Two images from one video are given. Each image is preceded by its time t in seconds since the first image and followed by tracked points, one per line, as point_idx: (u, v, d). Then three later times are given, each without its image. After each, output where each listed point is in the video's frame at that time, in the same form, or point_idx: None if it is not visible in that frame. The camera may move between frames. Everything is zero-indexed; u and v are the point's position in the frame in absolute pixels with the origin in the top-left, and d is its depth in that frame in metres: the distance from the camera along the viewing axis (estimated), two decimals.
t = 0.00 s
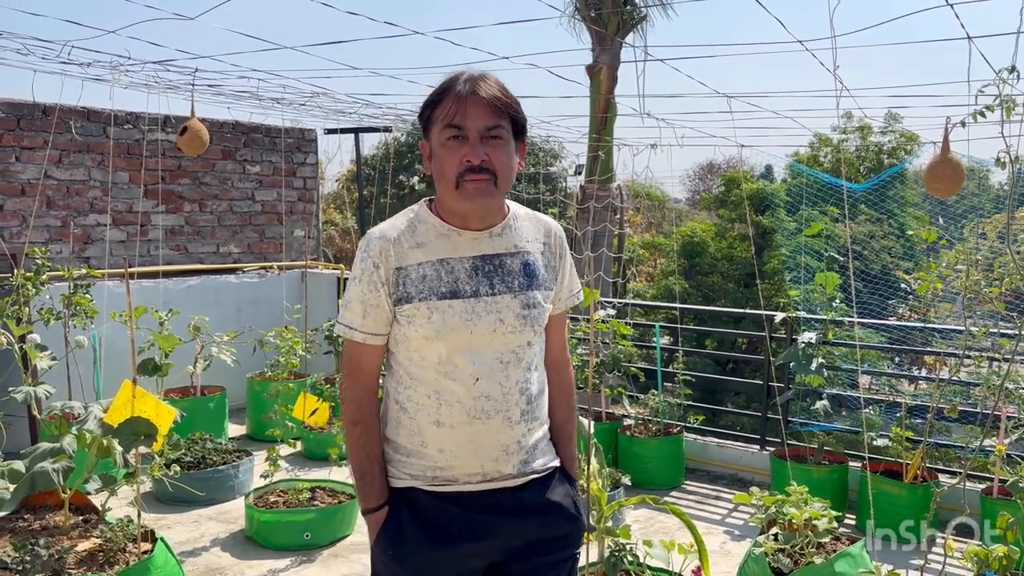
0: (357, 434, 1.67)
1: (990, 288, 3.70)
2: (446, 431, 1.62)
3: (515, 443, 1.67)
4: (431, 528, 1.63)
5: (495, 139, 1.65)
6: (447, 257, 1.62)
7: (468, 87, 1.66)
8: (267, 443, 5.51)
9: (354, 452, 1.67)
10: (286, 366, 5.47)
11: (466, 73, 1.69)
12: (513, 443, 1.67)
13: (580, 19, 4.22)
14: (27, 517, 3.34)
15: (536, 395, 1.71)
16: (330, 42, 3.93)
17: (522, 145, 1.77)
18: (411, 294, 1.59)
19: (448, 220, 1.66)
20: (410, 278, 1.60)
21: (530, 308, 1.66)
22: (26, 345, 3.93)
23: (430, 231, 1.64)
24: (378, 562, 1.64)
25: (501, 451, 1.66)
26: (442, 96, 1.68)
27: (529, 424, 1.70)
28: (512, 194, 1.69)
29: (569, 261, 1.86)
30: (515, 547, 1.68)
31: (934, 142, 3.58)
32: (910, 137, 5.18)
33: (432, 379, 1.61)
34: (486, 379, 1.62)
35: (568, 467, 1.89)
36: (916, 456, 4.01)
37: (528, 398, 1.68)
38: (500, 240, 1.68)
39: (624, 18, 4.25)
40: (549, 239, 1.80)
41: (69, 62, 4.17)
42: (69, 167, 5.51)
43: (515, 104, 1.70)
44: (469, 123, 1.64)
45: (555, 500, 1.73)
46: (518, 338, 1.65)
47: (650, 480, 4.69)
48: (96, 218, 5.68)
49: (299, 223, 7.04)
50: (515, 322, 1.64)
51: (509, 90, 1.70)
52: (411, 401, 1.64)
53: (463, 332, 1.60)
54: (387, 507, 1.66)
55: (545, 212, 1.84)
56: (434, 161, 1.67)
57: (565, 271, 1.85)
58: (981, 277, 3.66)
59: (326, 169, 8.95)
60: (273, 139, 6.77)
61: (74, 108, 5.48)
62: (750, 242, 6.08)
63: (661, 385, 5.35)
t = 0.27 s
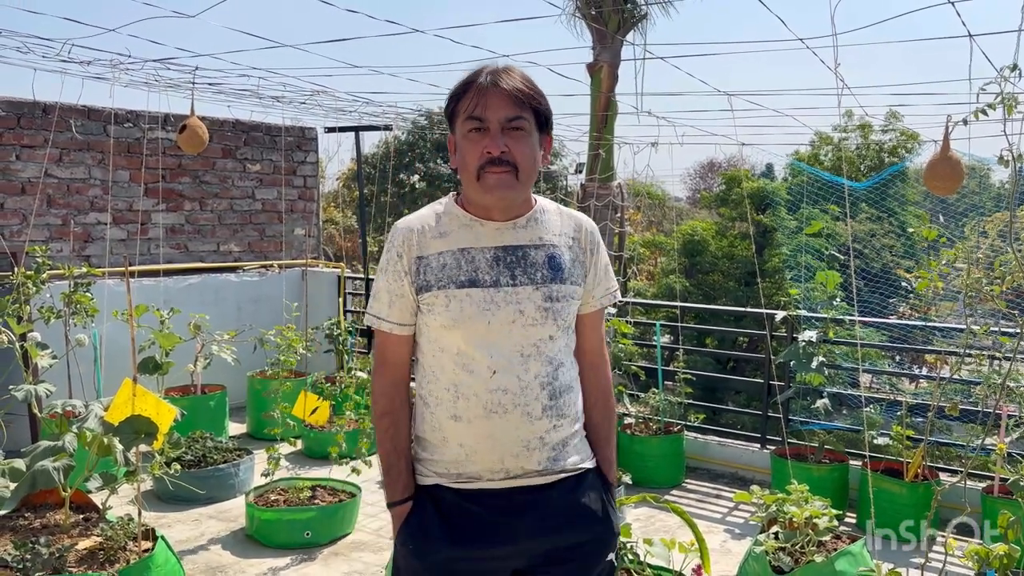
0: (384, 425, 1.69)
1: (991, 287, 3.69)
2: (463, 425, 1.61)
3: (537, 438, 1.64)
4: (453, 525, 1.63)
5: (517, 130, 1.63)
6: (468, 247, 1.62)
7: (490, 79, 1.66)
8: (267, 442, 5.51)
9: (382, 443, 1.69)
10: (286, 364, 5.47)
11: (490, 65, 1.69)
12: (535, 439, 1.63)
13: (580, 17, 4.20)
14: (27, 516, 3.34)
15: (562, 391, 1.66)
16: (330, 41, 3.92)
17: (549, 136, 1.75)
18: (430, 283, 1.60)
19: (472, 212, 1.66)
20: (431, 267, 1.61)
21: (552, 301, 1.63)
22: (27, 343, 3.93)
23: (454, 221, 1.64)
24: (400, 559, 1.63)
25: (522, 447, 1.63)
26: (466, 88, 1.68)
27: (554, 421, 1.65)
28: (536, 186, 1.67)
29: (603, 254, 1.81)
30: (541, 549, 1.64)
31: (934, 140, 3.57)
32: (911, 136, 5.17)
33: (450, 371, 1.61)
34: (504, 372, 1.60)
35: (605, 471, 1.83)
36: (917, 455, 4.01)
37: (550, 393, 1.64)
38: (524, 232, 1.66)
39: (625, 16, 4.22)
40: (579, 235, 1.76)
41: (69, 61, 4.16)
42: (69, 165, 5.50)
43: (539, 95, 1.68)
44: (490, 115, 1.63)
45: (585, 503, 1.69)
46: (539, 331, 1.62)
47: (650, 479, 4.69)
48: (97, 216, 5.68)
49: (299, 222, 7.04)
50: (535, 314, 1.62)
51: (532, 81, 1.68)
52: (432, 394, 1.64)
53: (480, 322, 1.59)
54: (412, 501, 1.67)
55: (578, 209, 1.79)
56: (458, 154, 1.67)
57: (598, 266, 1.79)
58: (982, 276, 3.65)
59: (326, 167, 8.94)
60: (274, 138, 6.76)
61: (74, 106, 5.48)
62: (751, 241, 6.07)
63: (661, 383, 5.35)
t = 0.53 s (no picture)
0: (403, 418, 1.76)
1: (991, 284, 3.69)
2: (470, 421, 1.62)
3: (542, 439, 1.59)
4: (461, 522, 1.63)
5: (521, 128, 1.61)
6: (480, 244, 1.62)
7: (496, 77, 1.65)
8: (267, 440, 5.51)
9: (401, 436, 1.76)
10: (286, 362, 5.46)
11: (499, 63, 1.67)
12: (540, 439, 1.59)
13: (580, 14, 4.20)
14: (27, 514, 3.34)
15: (572, 392, 1.60)
16: (330, 39, 3.92)
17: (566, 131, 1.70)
18: (442, 280, 1.63)
19: (487, 211, 1.67)
20: (444, 264, 1.64)
21: (562, 298, 1.58)
22: (27, 341, 3.93)
23: (469, 219, 1.66)
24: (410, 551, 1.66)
25: (526, 447, 1.59)
26: (474, 89, 1.69)
27: (561, 422, 1.59)
28: (546, 182, 1.64)
29: (630, 252, 1.70)
30: (551, 555, 1.59)
31: (935, 138, 3.57)
32: (911, 134, 5.17)
33: (460, 367, 1.63)
34: (508, 369, 1.58)
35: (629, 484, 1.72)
36: (917, 453, 4.01)
37: (557, 393, 1.58)
38: (537, 229, 1.63)
39: (625, 13, 4.21)
40: (600, 232, 1.67)
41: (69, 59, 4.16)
42: (68, 163, 5.50)
43: (548, 90, 1.65)
44: (494, 113, 1.62)
45: (600, 511, 1.62)
46: (546, 329, 1.58)
47: (650, 476, 4.69)
48: (97, 214, 5.68)
49: (299, 220, 7.04)
50: (543, 312, 1.58)
51: (540, 76, 1.65)
52: (446, 390, 1.67)
53: (486, 318, 1.59)
54: (423, 495, 1.71)
55: (605, 208, 1.71)
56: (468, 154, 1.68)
57: (623, 265, 1.68)
58: (982, 274, 3.65)
59: (326, 165, 8.94)
60: (274, 136, 6.76)
61: (74, 104, 5.47)
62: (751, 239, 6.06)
63: (661, 381, 5.34)
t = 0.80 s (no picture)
0: (418, 411, 1.86)
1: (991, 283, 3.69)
2: (467, 417, 1.65)
3: (532, 439, 1.58)
4: (459, 519, 1.64)
5: (518, 125, 1.60)
6: (486, 243, 1.64)
7: (496, 76, 1.65)
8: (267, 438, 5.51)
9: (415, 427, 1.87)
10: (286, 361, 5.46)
11: (501, 62, 1.67)
12: (529, 439, 1.58)
13: (580, 12, 4.20)
14: (27, 513, 3.34)
15: (568, 395, 1.56)
16: (330, 37, 3.91)
17: (572, 127, 1.68)
18: (450, 277, 1.68)
19: (495, 210, 1.68)
20: (453, 262, 1.69)
21: (558, 297, 1.56)
22: (27, 340, 3.92)
23: (480, 218, 1.69)
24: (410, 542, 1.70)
25: (516, 446, 1.59)
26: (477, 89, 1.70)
27: (554, 424, 1.57)
28: (547, 180, 1.63)
29: (643, 253, 1.63)
30: (542, 559, 1.57)
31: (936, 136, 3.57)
32: (911, 133, 5.17)
33: (464, 362, 1.67)
34: (502, 366, 1.59)
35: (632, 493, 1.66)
36: (917, 451, 4.01)
37: (550, 394, 1.56)
38: (541, 228, 1.62)
39: (625, 12, 4.20)
40: (608, 232, 1.62)
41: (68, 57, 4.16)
42: (68, 162, 5.49)
43: (547, 86, 1.63)
44: (492, 112, 1.63)
45: (594, 519, 1.58)
46: (541, 328, 1.56)
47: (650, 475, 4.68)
48: (96, 213, 5.67)
49: (299, 219, 7.03)
50: (538, 310, 1.56)
51: (540, 73, 1.64)
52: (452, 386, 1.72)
53: (485, 314, 1.61)
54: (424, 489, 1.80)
55: (620, 207, 1.67)
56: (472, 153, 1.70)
57: (634, 266, 1.62)
58: (982, 272, 3.65)
59: (325, 164, 8.93)
60: (273, 135, 6.76)
61: (73, 103, 5.47)
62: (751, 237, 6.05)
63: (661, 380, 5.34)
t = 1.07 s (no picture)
0: (422, 410, 1.87)
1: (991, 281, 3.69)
2: (465, 414, 1.67)
3: (527, 439, 1.58)
4: (455, 517, 1.65)
5: (519, 124, 1.60)
6: (490, 241, 1.66)
7: (497, 75, 1.65)
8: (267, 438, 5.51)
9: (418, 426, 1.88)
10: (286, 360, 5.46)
11: (503, 61, 1.67)
12: (524, 439, 1.58)
13: (579, 11, 4.19)
14: (26, 512, 3.34)
15: (565, 395, 1.56)
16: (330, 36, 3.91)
17: (575, 126, 1.68)
18: (454, 274, 1.70)
19: (499, 208, 1.69)
20: (457, 260, 1.70)
21: (557, 297, 1.56)
22: (26, 339, 3.92)
23: (485, 216, 1.70)
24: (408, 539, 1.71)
25: (510, 446, 1.60)
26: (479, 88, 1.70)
27: (549, 424, 1.56)
28: (549, 179, 1.63)
29: (647, 254, 1.61)
30: (535, 560, 1.56)
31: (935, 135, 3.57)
32: (910, 132, 5.17)
33: (465, 360, 1.68)
34: (499, 365, 1.60)
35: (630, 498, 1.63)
36: (917, 450, 4.01)
37: (546, 394, 1.56)
38: (543, 227, 1.62)
39: (624, 11, 4.20)
40: (610, 232, 1.61)
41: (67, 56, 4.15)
42: (67, 161, 5.49)
43: (549, 85, 1.62)
44: (493, 110, 1.63)
45: (589, 522, 1.56)
46: (540, 327, 1.56)
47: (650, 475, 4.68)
48: (96, 212, 5.66)
49: (299, 218, 7.03)
50: (537, 310, 1.56)
51: (541, 72, 1.63)
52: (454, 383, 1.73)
53: (485, 312, 1.62)
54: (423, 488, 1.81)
55: (625, 208, 1.66)
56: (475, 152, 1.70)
57: (638, 268, 1.60)
58: (982, 271, 3.65)
59: (325, 163, 8.93)
60: (273, 134, 6.75)
61: (72, 102, 5.46)
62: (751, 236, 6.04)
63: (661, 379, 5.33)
